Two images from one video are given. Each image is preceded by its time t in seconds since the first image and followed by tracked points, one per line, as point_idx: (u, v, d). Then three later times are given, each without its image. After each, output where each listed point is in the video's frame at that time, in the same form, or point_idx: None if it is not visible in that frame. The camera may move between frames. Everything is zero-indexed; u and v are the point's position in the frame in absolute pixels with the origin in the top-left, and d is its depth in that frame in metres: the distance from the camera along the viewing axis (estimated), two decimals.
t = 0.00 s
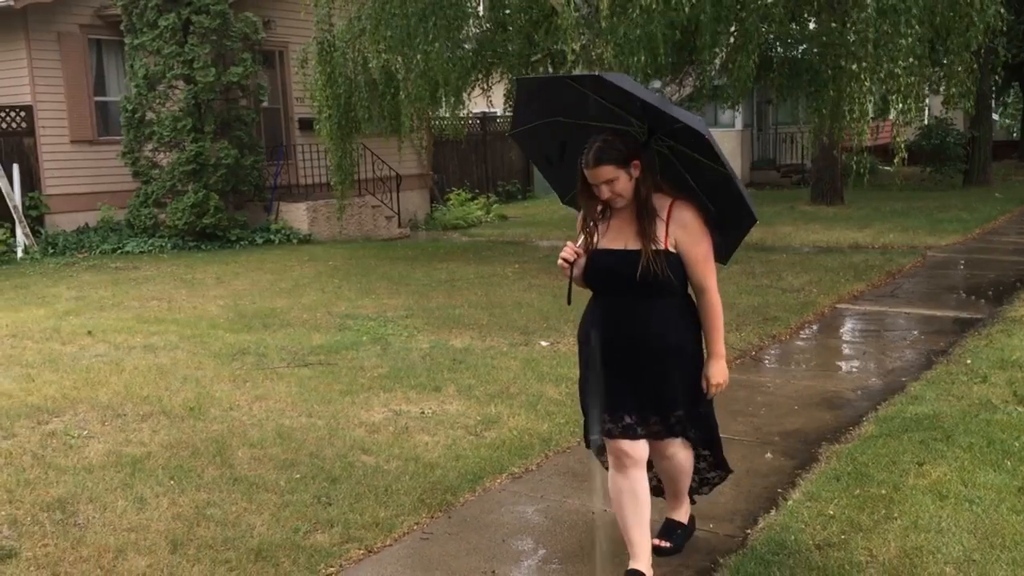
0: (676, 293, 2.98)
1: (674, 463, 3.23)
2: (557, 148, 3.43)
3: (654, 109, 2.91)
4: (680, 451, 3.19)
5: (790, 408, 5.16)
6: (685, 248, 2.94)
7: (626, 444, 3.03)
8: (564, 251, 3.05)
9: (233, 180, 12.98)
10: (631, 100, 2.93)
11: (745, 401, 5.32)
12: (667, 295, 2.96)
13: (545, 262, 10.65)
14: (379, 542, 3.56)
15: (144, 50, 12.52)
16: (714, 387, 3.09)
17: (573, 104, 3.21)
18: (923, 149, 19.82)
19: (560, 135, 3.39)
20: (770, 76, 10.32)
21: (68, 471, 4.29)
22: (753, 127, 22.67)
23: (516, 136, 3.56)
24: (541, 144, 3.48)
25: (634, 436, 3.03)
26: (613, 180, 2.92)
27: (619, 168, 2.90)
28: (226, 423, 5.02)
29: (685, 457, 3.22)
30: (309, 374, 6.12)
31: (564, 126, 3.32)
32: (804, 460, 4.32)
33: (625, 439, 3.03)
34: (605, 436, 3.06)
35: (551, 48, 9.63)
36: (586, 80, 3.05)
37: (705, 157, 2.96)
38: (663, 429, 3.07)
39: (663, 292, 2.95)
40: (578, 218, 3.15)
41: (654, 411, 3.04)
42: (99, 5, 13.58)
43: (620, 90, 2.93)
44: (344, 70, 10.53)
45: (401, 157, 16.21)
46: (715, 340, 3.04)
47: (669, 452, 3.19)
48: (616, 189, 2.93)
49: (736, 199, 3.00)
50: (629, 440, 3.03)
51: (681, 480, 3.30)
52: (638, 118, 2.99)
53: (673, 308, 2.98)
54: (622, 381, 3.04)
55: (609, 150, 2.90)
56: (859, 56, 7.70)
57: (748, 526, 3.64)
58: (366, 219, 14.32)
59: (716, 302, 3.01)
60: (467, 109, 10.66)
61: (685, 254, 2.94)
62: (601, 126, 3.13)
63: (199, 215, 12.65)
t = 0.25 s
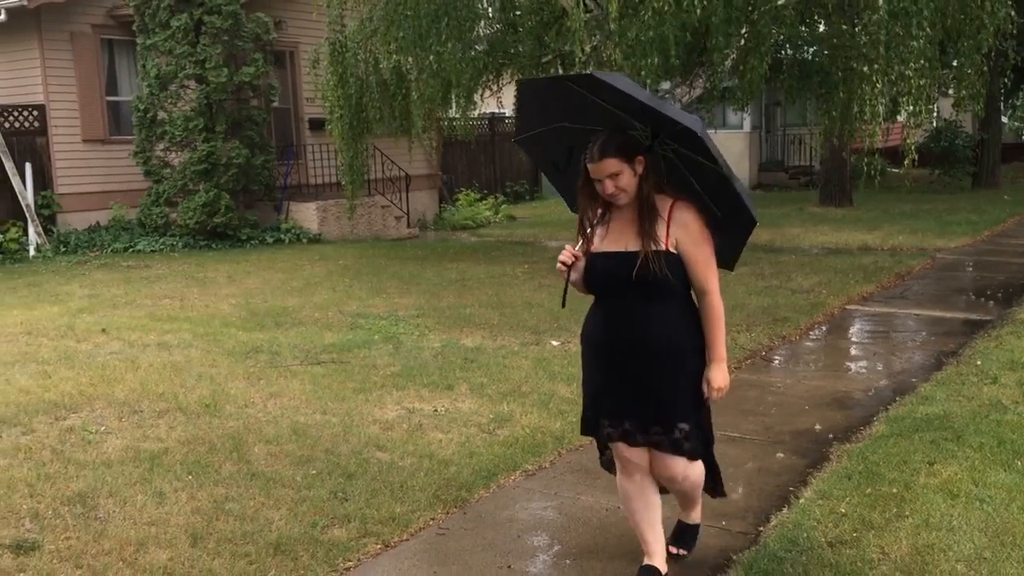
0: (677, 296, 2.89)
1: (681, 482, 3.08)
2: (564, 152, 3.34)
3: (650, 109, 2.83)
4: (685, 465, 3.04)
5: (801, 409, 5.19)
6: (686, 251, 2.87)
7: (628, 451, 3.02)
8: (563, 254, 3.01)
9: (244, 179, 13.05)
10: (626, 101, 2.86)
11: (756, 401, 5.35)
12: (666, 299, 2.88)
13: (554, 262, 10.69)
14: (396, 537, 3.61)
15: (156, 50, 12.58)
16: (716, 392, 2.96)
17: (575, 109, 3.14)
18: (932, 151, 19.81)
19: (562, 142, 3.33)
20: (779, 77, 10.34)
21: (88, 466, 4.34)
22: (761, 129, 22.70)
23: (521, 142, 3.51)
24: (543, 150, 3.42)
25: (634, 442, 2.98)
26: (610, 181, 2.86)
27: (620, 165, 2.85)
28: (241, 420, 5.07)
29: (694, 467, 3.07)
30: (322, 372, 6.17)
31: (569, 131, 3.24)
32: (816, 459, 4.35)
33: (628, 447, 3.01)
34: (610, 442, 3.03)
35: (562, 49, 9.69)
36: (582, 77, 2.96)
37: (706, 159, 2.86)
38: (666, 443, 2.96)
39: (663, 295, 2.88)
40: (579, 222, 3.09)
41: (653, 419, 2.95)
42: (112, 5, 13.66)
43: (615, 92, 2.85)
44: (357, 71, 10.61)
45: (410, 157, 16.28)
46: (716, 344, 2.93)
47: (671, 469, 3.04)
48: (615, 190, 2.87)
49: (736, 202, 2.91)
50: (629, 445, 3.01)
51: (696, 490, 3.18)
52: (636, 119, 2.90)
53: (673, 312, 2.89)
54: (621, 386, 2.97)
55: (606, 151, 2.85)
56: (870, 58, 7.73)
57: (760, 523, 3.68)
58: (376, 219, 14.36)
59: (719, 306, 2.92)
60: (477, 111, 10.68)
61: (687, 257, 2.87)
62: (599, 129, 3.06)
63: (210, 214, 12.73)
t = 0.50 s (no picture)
0: (681, 295, 2.87)
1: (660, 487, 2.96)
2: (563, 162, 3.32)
3: (648, 108, 2.81)
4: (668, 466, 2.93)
5: (813, 408, 5.21)
6: (691, 251, 2.84)
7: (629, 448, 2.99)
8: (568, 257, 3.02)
9: (256, 180, 13.13)
10: (625, 101, 2.85)
11: (768, 401, 5.38)
12: (670, 299, 2.86)
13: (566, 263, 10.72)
14: (412, 532, 3.65)
15: (170, 51, 12.63)
16: (727, 391, 3.06)
17: (574, 114, 3.11)
18: (942, 153, 19.79)
19: (561, 151, 3.31)
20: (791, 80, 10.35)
21: (107, 462, 4.40)
22: (771, 131, 22.73)
23: (519, 156, 3.49)
24: (542, 161, 3.40)
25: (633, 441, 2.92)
26: (611, 182, 2.85)
27: (624, 165, 2.83)
28: (258, 417, 5.12)
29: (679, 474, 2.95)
30: (336, 370, 6.22)
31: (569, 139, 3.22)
32: (828, 458, 4.38)
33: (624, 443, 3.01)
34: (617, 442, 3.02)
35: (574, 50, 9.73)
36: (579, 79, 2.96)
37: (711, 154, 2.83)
38: (663, 442, 2.89)
39: (667, 295, 2.85)
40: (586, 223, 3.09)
41: (653, 419, 2.90)
42: (125, 7, 13.75)
43: (611, 91, 2.85)
44: (370, 72, 10.67)
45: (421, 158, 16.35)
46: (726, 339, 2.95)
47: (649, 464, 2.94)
48: (616, 190, 2.85)
49: (739, 198, 2.87)
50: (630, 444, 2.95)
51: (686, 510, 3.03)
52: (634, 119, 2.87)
53: (678, 311, 2.86)
54: (626, 387, 2.95)
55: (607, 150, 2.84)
56: (882, 60, 7.75)
57: (773, 520, 3.70)
58: (386, 219, 14.40)
59: (726, 304, 2.90)
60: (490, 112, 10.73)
61: (692, 256, 2.84)
62: (597, 132, 3.04)
63: (222, 214, 12.81)
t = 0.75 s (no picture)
0: (688, 291, 2.87)
1: (636, 479, 2.98)
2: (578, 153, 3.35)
3: (656, 104, 2.84)
4: (645, 457, 2.95)
5: (826, 407, 5.23)
6: (699, 248, 2.86)
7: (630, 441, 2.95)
8: (572, 253, 2.99)
9: (269, 181, 13.20)
10: (632, 97, 2.88)
11: (782, 399, 5.41)
12: (677, 294, 2.86)
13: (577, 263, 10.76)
14: (431, 527, 3.70)
15: (184, 53, 12.77)
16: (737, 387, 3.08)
17: (587, 106, 3.14)
18: (953, 154, 19.77)
19: (574, 145, 3.35)
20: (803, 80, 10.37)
21: (128, 458, 4.45)
22: (781, 132, 22.77)
23: (531, 150, 3.53)
24: (554, 155, 3.43)
25: (633, 435, 2.92)
26: (618, 176, 2.87)
27: (632, 160, 2.84)
28: (276, 414, 5.18)
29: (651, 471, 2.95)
30: (352, 369, 6.28)
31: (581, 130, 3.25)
32: (843, 455, 4.40)
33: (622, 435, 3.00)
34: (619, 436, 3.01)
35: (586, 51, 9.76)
36: (586, 75, 2.99)
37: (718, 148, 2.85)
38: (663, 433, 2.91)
39: (674, 292, 2.85)
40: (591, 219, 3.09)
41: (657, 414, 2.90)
42: (139, 10, 13.86)
43: (617, 87, 2.88)
44: (382, 73, 10.74)
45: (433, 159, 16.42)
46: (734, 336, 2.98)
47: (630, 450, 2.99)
48: (624, 186, 2.88)
49: (746, 195, 2.89)
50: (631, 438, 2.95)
51: (649, 516, 3.00)
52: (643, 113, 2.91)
53: (684, 308, 2.87)
54: (632, 383, 2.95)
55: (615, 145, 2.86)
56: (894, 59, 7.79)
57: (789, 516, 3.72)
58: (398, 220, 14.45)
59: (734, 301, 2.93)
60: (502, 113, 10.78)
61: (699, 253, 2.85)
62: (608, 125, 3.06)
63: (235, 215, 12.89)
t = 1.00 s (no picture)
0: (687, 302, 2.86)
1: (620, 482, 3.03)
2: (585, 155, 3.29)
3: (660, 112, 2.78)
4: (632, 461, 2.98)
5: (838, 404, 5.28)
6: (700, 259, 2.84)
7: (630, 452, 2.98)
8: (571, 258, 2.97)
9: (280, 182, 13.29)
10: (635, 103, 2.83)
11: (793, 396, 5.46)
12: (676, 305, 2.85)
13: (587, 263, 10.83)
14: (449, 521, 3.76)
15: (195, 56, 12.88)
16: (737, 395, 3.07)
17: (594, 110, 3.07)
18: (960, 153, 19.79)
19: (580, 145, 3.29)
20: (811, 81, 10.42)
21: (150, 454, 4.52)
22: (788, 132, 22.81)
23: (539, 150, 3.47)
24: (559, 155, 3.38)
25: (632, 448, 2.95)
26: (621, 182, 2.85)
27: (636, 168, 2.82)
28: (293, 412, 5.25)
29: (632, 473, 3.00)
30: (366, 367, 6.35)
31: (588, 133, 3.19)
32: (854, 451, 4.46)
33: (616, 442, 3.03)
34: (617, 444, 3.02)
35: (595, 52, 9.83)
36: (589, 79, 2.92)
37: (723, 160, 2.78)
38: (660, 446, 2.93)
39: (674, 301, 2.84)
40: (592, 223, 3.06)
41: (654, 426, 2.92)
42: (151, 13, 13.96)
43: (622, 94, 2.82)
44: (393, 75, 10.82)
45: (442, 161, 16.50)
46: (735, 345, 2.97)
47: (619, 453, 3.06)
48: (626, 191, 2.86)
49: (748, 208, 2.83)
50: (628, 449, 2.97)
51: (625, 518, 3.04)
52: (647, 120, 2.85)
53: (684, 318, 2.86)
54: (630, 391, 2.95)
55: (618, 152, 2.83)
56: (903, 60, 7.85)
57: (803, 510, 3.77)
58: (407, 221, 14.53)
59: (735, 312, 2.91)
60: (511, 114, 10.85)
61: (700, 264, 2.84)
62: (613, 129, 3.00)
63: (246, 216, 12.98)
